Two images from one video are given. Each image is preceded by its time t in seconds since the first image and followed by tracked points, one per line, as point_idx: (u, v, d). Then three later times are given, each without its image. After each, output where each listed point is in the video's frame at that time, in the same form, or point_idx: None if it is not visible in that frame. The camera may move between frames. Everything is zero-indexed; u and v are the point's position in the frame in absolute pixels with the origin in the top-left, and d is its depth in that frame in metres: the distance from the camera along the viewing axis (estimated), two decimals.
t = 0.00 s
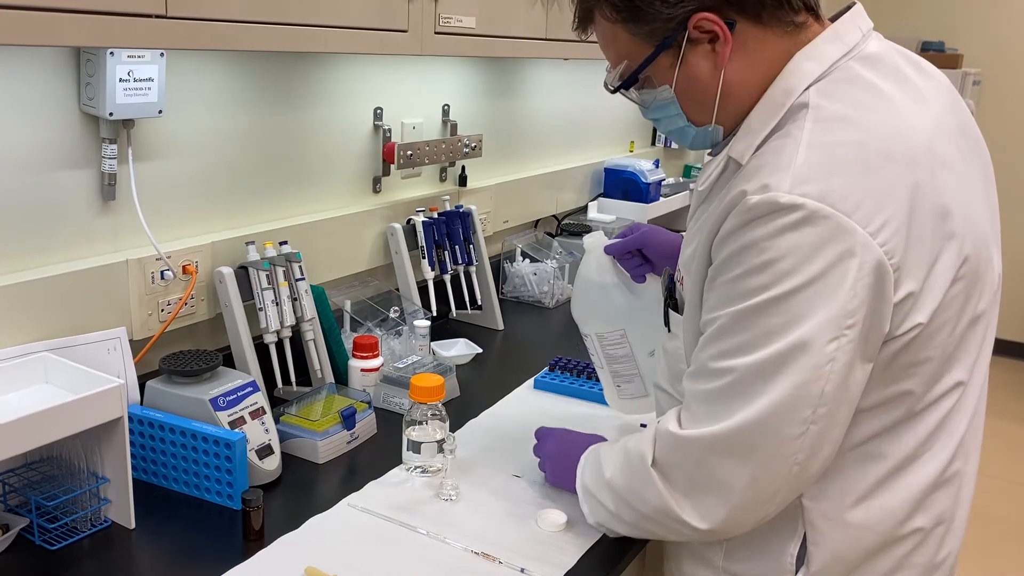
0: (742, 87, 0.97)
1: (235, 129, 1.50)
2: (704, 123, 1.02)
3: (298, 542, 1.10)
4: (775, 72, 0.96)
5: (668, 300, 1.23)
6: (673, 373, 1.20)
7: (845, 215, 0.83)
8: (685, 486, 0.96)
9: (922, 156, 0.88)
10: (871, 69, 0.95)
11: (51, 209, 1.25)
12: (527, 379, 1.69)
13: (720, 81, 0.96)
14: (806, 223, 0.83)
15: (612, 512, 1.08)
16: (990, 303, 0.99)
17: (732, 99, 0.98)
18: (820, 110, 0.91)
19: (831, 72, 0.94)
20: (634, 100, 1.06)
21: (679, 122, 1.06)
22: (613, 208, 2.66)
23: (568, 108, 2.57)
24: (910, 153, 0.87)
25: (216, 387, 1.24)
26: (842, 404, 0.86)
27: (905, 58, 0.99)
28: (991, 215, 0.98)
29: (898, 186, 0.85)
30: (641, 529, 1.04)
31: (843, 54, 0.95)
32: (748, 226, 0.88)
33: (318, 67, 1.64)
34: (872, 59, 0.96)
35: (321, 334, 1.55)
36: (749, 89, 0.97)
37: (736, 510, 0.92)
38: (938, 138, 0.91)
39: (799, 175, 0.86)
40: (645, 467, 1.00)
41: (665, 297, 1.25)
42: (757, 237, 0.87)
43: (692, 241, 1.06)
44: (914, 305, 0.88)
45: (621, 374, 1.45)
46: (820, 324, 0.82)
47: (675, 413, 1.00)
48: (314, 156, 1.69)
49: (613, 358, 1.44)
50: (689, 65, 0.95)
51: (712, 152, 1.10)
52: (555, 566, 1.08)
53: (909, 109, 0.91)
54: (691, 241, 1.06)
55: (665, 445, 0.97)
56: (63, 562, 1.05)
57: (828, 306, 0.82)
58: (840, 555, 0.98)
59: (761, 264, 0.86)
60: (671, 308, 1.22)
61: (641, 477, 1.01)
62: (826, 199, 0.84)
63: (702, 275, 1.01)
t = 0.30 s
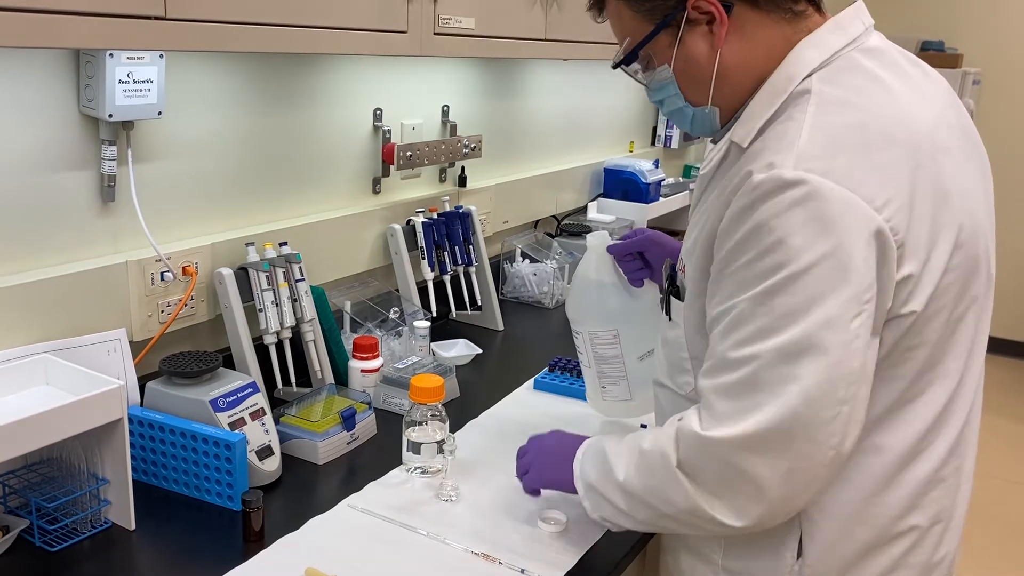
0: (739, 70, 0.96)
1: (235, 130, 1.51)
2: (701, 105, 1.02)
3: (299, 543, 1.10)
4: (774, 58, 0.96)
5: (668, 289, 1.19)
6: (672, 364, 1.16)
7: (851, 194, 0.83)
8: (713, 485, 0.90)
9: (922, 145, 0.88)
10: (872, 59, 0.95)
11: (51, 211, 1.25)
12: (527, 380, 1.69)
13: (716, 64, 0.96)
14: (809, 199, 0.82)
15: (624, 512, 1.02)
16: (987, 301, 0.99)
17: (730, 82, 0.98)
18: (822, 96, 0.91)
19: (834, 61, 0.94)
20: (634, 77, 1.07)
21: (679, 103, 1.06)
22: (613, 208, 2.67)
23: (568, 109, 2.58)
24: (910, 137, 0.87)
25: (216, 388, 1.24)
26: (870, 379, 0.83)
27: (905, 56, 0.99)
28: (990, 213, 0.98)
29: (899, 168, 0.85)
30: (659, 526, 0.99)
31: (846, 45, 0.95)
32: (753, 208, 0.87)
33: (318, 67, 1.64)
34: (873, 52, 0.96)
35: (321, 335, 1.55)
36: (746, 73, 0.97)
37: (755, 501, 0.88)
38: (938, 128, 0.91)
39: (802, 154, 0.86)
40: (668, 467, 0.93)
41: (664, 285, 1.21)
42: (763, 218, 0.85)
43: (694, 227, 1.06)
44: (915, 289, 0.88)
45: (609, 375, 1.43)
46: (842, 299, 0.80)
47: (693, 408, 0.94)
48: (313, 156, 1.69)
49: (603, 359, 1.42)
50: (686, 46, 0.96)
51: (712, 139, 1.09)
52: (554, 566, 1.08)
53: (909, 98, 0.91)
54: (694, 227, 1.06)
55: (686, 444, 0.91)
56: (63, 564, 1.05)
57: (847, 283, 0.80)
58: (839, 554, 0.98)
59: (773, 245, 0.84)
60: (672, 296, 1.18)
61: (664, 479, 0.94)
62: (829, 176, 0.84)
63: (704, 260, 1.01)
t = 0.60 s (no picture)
0: (742, 57, 0.97)
1: (236, 130, 1.51)
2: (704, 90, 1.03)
3: (301, 543, 1.10)
4: (778, 48, 0.96)
5: (675, 274, 1.18)
6: (674, 350, 1.14)
7: (854, 165, 0.83)
8: (712, 466, 0.89)
9: (927, 131, 0.88)
10: (880, 48, 0.95)
11: (51, 212, 1.25)
12: (528, 380, 1.69)
13: (719, 49, 0.97)
14: (816, 169, 0.83)
15: (618, 512, 1.01)
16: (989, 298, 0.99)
17: (734, 70, 0.98)
18: (831, 80, 0.91)
19: (844, 48, 0.94)
20: (646, 61, 1.09)
21: (686, 87, 1.07)
22: (613, 209, 2.67)
23: (568, 109, 2.58)
24: (915, 120, 0.87)
25: (216, 389, 1.24)
26: (871, 360, 0.83)
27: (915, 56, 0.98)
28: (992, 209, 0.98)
29: (904, 148, 0.85)
30: (659, 529, 0.97)
31: (855, 34, 0.95)
32: (761, 181, 0.88)
33: (318, 67, 1.64)
34: (882, 43, 0.96)
35: (322, 335, 1.55)
36: (750, 61, 0.97)
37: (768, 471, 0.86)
38: (943, 116, 0.91)
39: (810, 129, 0.87)
40: (668, 448, 0.92)
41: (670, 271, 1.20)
42: (770, 190, 0.86)
43: (701, 211, 1.07)
44: (919, 268, 0.88)
45: (608, 381, 1.40)
46: (847, 268, 0.80)
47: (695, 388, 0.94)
48: (313, 156, 1.69)
49: (602, 364, 1.40)
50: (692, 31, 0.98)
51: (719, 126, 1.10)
52: (554, 566, 1.08)
53: (915, 86, 0.91)
54: (701, 211, 1.07)
55: (686, 422, 0.91)
56: (64, 565, 1.05)
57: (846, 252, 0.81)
58: (841, 552, 0.98)
59: (780, 215, 0.84)
60: (679, 281, 1.17)
61: (662, 465, 0.93)
62: (836, 149, 0.84)
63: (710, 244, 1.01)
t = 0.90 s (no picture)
0: (750, 54, 0.97)
1: (236, 131, 1.51)
2: (712, 81, 1.03)
3: (304, 545, 1.10)
4: (789, 47, 0.96)
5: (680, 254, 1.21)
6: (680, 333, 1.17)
7: (858, 151, 0.86)
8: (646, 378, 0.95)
9: (937, 125, 0.90)
10: (898, 45, 0.96)
11: (52, 214, 1.25)
12: (529, 381, 1.69)
13: (728, 43, 0.97)
14: (824, 154, 0.86)
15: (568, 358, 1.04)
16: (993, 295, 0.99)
17: (742, 66, 0.98)
18: (850, 72, 0.92)
19: (862, 43, 0.95)
20: (665, 46, 1.11)
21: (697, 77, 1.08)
22: (613, 209, 2.67)
23: (569, 109, 2.58)
24: (925, 113, 0.89)
25: (217, 391, 1.24)
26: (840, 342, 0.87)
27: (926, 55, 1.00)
28: (995, 209, 0.98)
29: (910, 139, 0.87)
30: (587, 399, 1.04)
31: (873, 29, 0.96)
32: (768, 157, 0.91)
33: (318, 68, 1.64)
34: (898, 41, 0.98)
35: (323, 336, 1.55)
36: (759, 56, 0.97)
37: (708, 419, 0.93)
38: (954, 112, 0.93)
39: (821, 113, 0.89)
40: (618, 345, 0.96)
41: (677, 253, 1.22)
42: (774, 168, 0.89)
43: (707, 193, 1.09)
44: (920, 256, 0.89)
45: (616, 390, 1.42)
46: (827, 247, 0.83)
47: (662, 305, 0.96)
48: (314, 157, 1.69)
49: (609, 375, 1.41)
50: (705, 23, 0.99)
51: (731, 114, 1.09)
52: (555, 567, 1.08)
53: (928, 82, 0.92)
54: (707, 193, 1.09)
55: (642, 338, 0.94)
56: (66, 567, 1.05)
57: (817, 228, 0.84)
58: (842, 548, 0.98)
59: (779, 193, 0.87)
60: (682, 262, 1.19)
61: (611, 350, 0.97)
62: (844, 135, 0.86)
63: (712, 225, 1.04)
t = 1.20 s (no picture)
0: (766, 48, 0.97)
1: (239, 131, 1.51)
2: (726, 72, 1.04)
3: (305, 546, 1.10)
4: (806, 42, 0.96)
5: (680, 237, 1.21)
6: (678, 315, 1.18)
7: (860, 141, 0.86)
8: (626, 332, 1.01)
9: (945, 121, 0.90)
10: (913, 42, 0.96)
11: (53, 216, 1.25)
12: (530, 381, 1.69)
13: (745, 35, 0.98)
14: (825, 139, 0.87)
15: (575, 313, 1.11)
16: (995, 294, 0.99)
17: (759, 58, 0.99)
18: (863, 65, 0.92)
19: (876, 39, 0.95)
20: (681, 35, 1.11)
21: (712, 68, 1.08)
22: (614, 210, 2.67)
23: (571, 110, 2.58)
24: (935, 108, 0.89)
25: (218, 392, 1.24)
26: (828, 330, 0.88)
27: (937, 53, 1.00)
28: (998, 206, 0.98)
29: (915, 132, 0.88)
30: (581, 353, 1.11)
31: (888, 25, 0.96)
32: (770, 138, 0.92)
33: (319, 69, 1.64)
34: (913, 38, 0.97)
35: (324, 336, 1.54)
36: (774, 50, 0.97)
37: (687, 383, 0.96)
38: (962, 109, 0.93)
39: (826, 100, 0.89)
40: (609, 298, 1.03)
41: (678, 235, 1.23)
42: (777, 150, 0.90)
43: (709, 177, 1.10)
44: (919, 248, 0.89)
45: (626, 390, 1.41)
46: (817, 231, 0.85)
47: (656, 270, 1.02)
48: (316, 158, 1.69)
49: (621, 375, 1.40)
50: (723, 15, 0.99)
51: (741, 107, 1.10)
52: (556, 567, 1.07)
53: (939, 79, 0.92)
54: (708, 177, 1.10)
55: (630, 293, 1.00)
56: (67, 568, 1.05)
57: (808, 214, 0.86)
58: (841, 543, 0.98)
59: (779, 174, 0.88)
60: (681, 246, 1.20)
61: (605, 302, 1.03)
62: (847, 122, 0.87)
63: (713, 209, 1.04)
